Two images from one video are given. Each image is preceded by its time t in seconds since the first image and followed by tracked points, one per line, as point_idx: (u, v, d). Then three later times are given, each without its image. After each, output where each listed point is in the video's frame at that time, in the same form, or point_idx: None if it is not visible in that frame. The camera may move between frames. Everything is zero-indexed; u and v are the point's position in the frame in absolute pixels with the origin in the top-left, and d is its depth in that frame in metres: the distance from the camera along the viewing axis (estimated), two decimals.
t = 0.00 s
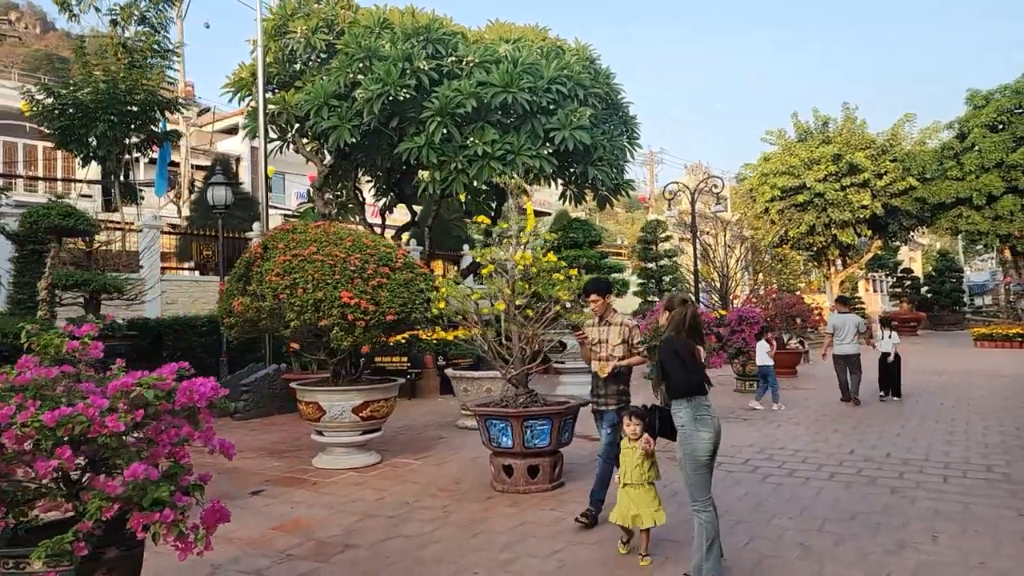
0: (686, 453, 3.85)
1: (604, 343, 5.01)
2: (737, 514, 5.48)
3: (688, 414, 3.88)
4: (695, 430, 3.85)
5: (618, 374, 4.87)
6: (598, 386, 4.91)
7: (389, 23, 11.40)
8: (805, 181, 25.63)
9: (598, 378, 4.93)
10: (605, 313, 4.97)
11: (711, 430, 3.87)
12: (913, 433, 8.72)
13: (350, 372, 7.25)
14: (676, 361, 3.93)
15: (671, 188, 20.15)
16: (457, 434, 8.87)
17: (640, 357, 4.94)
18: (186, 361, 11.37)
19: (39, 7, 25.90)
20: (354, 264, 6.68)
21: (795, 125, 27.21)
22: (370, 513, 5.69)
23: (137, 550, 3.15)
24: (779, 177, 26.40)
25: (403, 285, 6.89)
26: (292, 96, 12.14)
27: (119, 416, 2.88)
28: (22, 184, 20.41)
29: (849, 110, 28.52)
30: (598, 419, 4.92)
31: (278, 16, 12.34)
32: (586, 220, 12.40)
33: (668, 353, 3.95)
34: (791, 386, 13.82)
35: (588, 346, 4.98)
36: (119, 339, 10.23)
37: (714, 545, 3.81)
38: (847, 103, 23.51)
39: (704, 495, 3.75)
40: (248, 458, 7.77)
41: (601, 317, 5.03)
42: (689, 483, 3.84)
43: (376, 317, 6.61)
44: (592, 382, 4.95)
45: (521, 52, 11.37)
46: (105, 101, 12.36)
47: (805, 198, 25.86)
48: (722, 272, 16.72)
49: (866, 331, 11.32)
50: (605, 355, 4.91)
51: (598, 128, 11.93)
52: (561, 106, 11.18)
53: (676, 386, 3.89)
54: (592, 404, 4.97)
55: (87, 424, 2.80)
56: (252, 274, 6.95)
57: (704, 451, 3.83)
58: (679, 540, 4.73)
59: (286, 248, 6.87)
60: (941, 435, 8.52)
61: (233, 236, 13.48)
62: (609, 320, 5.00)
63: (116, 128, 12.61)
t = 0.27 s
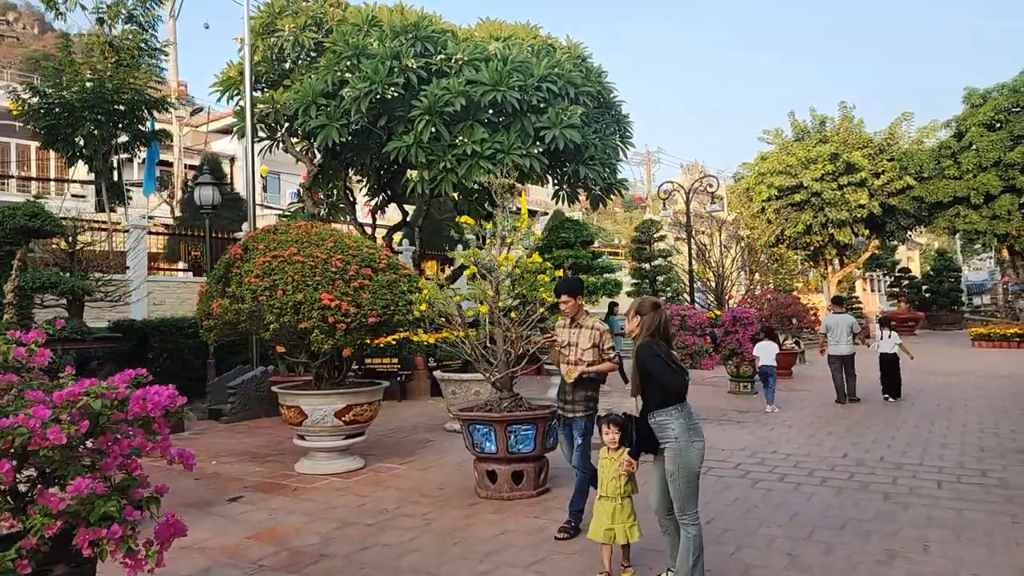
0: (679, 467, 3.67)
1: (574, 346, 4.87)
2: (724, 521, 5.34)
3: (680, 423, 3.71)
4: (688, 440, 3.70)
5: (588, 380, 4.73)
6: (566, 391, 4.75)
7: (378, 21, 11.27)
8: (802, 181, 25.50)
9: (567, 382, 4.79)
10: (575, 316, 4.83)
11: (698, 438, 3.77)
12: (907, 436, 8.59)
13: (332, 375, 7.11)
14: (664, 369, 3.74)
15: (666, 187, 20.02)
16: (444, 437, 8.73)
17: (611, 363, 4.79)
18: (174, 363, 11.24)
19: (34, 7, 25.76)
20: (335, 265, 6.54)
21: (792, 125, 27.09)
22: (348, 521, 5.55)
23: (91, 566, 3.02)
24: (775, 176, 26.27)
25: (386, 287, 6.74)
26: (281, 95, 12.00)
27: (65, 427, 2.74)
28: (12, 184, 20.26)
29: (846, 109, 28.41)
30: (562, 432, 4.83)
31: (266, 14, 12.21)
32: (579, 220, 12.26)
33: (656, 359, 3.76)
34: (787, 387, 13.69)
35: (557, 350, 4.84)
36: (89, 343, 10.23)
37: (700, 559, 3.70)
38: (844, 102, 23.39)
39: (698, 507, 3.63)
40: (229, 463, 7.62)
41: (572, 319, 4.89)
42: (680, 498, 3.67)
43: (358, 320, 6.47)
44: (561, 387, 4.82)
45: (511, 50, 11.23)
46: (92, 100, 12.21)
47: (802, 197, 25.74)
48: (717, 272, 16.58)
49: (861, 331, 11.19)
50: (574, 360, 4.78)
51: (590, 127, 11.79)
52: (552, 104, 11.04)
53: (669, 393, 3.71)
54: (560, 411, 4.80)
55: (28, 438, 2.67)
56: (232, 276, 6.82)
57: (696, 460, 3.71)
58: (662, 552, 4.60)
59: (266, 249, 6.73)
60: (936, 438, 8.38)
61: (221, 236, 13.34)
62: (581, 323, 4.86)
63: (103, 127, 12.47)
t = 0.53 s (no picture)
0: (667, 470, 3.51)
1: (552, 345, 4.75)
2: (717, 525, 5.18)
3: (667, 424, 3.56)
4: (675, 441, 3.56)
5: (568, 379, 4.58)
6: (545, 391, 4.61)
7: (370, 16, 11.11)
8: (803, 179, 25.32)
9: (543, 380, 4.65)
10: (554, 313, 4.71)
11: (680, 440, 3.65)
12: (907, 437, 8.43)
13: (319, 375, 6.96)
14: (647, 369, 3.58)
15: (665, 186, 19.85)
16: (435, 438, 8.58)
17: (589, 362, 4.70)
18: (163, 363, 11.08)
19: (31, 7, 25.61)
20: (320, 263, 6.39)
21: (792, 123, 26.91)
22: (330, 525, 5.40)
23: None
24: (776, 175, 26.09)
25: (373, 284, 6.59)
26: (272, 92, 11.86)
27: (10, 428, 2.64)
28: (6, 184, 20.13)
29: (847, 107, 28.22)
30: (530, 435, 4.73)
31: (257, 10, 12.07)
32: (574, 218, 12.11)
33: (640, 359, 3.60)
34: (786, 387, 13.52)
35: (535, 347, 4.71)
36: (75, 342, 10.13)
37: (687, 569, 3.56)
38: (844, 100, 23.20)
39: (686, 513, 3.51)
40: (215, 464, 7.48)
41: (550, 317, 4.77)
42: (670, 502, 3.51)
43: (343, 319, 6.32)
44: (539, 387, 4.67)
45: (505, 45, 11.08)
46: (82, 96, 12.04)
47: (803, 196, 25.57)
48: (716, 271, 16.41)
49: (863, 330, 11.03)
50: (552, 357, 4.67)
51: (585, 123, 11.63)
52: (546, 101, 10.88)
53: (657, 394, 3.55)
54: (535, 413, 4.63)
55: None
56: (215, 273, 6.67)
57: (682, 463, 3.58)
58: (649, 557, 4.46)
59: (250, 247, 6.59)
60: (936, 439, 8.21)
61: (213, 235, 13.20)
62: (558, 320, 4.75)
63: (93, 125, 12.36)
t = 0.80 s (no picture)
0: (649, 478, 3.32)
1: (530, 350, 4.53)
2: (716, 534, 4.97)
3: (647, 431, 3.36)
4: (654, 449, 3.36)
5: (550, 386, 4.43)
6: (526, 401, 4.41)
7: (366, 11, 10.91)
8: (807, 179, 25.07)
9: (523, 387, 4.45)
10: (530, 316, 4.47)
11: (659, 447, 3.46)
12: (913, 441, 8.19)
13: (307, 377, 6.77)
14: (629, 370, 3.38)
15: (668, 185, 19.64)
16: (429, 442, 8.36)
17: (570, 366, 4.48)
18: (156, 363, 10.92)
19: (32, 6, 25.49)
20: (307, 261, 6.18)
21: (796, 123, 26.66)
22: (315, 532, 5.21)
23: None
24: (780, 175, 25.84)
25: (362, 284, 6.38)
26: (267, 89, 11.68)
27: None
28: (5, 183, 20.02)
29: (851, 106, 27.96)
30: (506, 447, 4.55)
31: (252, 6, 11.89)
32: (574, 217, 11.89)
33: (621, 360, 3.38)
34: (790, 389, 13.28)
35: (511, 354, 4.49)
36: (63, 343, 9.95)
37: None
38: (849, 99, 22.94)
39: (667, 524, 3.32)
40: (203, 468, 7.29)
41: (527, 320, 4.53)
42: (651, 514, 3.32)
43: (331, 319, 6.12)
44: (518, 395, 4.48)
45: (502, 41, 10.87)
46: (74, 93, 11.91)
47: (807, 195, 25.33)
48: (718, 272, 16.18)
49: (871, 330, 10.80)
50: (532, 363, 4.46)
51: (585, 120, 11.41)
52: (545, 97, 10.67)
53: (637, 399, 3.35)
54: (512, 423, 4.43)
55: None
56: (200, 272, 6.49)
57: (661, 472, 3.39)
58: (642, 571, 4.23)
59: (236, 245, 6.39)
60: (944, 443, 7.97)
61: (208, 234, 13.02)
62: (536, 323, 4.51)
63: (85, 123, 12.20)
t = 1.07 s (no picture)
0: (634, 489, 3.18)
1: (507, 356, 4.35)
2: (719, 544, 4.79)
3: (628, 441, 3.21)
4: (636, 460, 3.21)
5: (529, 395, 4.25)
6: (503, 410, 4.20)
7: (365, 8, 10.77)
8: (813, 179, 24.81)
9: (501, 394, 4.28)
10: (507, 320, 4.27)
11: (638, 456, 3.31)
12: (922, 445, 8.00)
13: (301, 381, 6.61)
14: (613, 376, 3.20)
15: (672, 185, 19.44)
16: (427, 446, 8.19)
17: (549, 371, 4.32)
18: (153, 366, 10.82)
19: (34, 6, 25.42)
20: (301, 263, 6.03)
21: (802, 122, 26.41)
22: (305, 542, 5.05)
23: None
24: (786, 174, 25.60)
25: (357, 285, 6.22)
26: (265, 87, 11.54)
27: None
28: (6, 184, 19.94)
29: (858, 105, 27.70)
30: (483, 460, 4.30)
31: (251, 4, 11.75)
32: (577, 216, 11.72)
33: (605, 367, 3.20)
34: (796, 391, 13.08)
35: (488, 362, 4.31)
36: (58, 345, 9.85)
37: None
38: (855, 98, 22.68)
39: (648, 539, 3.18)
40: (196, 474, 7.14)
41: (502, 325, 4.33)
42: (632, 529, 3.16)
43: (324, 322, 5.97)
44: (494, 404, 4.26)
45: (504, 38, 10.72)
46: (71, 92, 11.79)
47: (813, 195, 25.08)
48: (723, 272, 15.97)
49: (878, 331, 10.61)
50: (510, 371, 4.29)
51: (587, 118, 11.24)
52: (547, 95, 10.50)
53: (620, 407, 3.18)
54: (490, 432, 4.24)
55: None
56: (191, 274, 6.34)
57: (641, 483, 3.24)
58: None
59: (228, 245, 6.24)
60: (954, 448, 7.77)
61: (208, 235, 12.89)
62: (513, 328, 4.32)
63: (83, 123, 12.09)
